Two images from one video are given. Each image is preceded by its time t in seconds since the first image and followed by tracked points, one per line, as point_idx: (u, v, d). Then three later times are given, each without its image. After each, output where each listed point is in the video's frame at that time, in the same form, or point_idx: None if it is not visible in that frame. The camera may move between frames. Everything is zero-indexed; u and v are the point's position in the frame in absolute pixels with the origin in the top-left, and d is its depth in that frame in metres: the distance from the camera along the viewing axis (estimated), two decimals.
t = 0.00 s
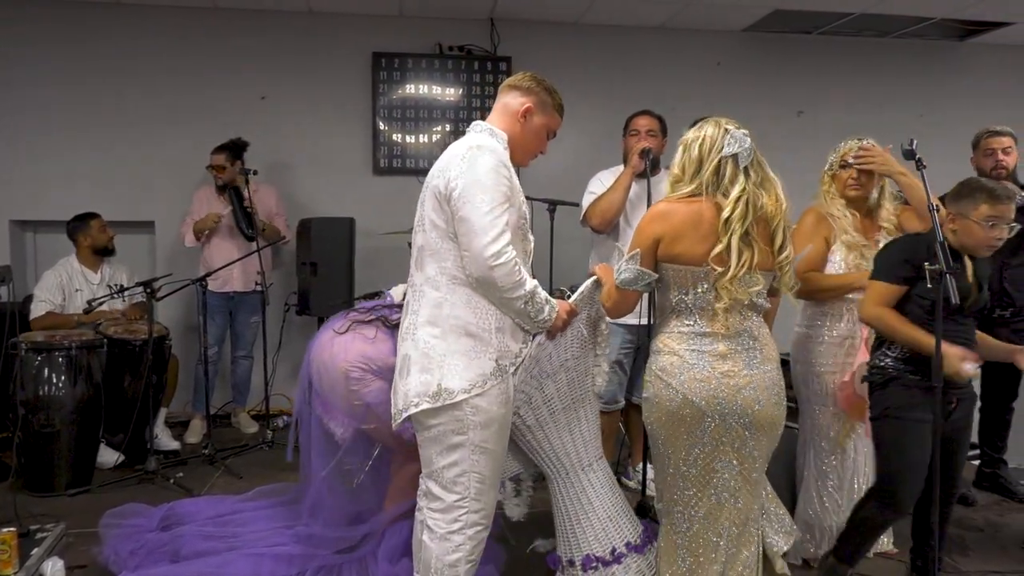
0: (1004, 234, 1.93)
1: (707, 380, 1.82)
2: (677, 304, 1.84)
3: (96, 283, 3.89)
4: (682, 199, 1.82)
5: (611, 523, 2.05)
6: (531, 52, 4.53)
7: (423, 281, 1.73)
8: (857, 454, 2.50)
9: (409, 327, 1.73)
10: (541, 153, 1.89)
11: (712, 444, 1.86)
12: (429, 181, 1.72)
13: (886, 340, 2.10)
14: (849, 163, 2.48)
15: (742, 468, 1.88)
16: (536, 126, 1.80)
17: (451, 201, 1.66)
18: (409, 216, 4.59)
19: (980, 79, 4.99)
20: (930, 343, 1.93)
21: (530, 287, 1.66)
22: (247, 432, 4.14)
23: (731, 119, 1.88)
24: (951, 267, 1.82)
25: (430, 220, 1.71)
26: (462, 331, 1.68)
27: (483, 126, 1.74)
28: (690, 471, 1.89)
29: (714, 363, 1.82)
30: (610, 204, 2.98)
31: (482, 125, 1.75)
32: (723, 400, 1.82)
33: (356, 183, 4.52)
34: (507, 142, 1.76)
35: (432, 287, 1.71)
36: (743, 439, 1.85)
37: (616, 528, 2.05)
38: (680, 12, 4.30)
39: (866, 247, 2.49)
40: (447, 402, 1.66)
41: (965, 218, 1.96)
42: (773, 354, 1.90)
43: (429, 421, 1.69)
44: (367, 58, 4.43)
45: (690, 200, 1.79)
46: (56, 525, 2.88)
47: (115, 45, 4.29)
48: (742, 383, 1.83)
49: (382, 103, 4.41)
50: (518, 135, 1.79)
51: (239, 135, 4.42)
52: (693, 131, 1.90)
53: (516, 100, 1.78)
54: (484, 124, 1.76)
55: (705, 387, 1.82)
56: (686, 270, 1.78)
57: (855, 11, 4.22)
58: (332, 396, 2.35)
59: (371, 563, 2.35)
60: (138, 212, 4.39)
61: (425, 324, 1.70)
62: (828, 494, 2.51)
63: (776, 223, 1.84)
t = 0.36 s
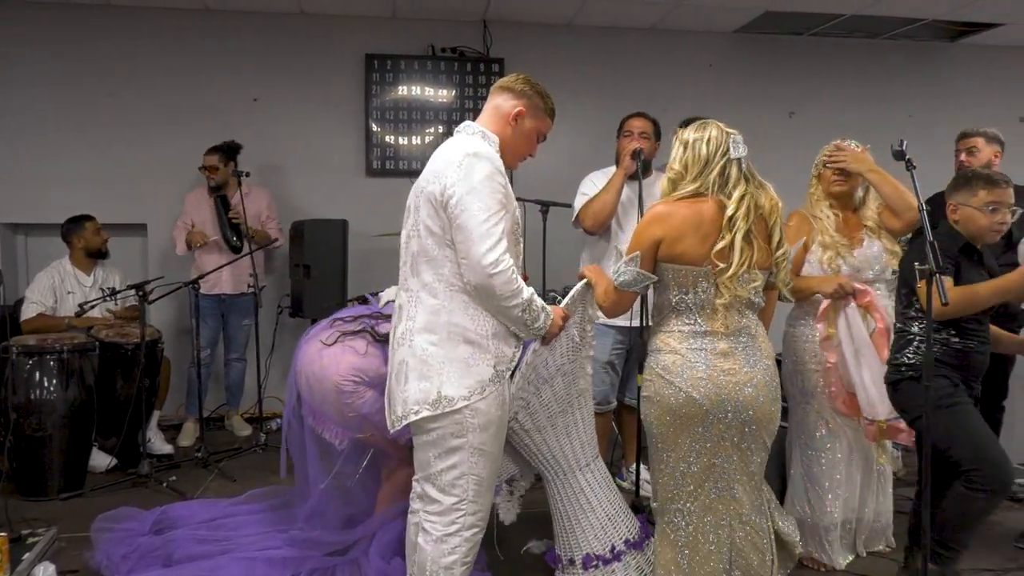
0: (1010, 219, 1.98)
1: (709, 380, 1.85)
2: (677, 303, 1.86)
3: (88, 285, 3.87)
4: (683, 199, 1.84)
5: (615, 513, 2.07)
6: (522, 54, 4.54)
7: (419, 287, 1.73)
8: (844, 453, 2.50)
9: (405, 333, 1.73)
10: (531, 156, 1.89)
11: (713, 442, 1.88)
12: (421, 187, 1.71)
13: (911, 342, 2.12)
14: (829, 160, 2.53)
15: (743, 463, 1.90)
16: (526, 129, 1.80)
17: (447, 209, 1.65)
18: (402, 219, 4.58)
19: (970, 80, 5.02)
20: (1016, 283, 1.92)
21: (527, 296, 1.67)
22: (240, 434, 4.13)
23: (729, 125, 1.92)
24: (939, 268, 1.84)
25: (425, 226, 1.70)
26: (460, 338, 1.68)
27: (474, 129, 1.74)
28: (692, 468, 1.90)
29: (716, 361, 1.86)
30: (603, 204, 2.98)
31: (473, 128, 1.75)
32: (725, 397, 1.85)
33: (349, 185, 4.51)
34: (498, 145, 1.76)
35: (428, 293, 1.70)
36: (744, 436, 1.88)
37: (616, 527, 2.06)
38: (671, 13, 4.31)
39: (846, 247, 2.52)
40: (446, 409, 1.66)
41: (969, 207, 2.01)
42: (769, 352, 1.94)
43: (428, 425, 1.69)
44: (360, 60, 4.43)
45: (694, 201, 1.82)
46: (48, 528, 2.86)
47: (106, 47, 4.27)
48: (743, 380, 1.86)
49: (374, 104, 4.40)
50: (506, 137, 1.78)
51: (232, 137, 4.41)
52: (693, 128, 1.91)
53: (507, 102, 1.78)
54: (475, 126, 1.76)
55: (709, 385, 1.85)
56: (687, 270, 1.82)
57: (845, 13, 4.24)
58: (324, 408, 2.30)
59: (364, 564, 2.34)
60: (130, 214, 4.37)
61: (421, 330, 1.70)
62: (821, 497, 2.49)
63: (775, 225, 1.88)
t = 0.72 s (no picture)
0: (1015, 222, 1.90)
1: (726, 377, 1.88)
2: (693, 302, 1.88)
3: (72, 288, 3.83)
4: (697, 200, 1.86)
5: (606, 533, 2.06)
6: (508, 55, 4.54)
7: (397, 293, 1.72)
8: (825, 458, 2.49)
9: (385, 339, 1.72)
10: (511, 153, 1.87)
11: (729, 438, 1.90)
12: (394, 196, 1.70)
13: (948, 357, 1.95)
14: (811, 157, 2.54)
15: (754, 459, 1.94)
16: (500, 127, 1.78)
17: (420, 216, 1.64)
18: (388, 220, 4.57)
19: (950, 81, 5.07)
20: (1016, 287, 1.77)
21: (524, 292, 1.66)
22: (227, 438, 4.11)
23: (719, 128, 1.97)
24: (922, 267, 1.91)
25: (401, 233, 1.69)
26: (435, 342, 1.67)
27: (449, 131, 1.73)
28: (706, 462, 1.92)
29: (733, 359, 1.90)
30: (588, 204, 2.98)
31: (449, 129, 1.74)
32: (744, 394, 1.88)
33: (334, 187, 4.49)
34: (473, 146, 1.74)
35: (406, 300, 1.70)
36: (757, 433, 1.92)
37: (600, 544, 2.06)
38: (656, 15, 4.33)
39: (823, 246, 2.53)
40: (425, 415, 1.65)
41: (974, 210, 1.92)
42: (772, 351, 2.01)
43: (430, 424, 1.67)
44: (345, 62, 4.42)
45: (709, 202, 1.85)
46: (31, 535, 2.84)
47: (88, 48, 4.23)
48: (758, 377, 1.91)
49: (359, 105, 4.39)
50: (482, 138, 1.77)
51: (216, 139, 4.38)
52: (692, 132, 1.95)
53: (481, 102, 1.76)
54: (449, 128, 1.74)
55: (729, 381, 1.88)
56: (704, 270, 1.85)
57: (828, 14, 4.27)
58: (311, 385, 2.31)
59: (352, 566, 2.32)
60: (113, 217, 4.34)
61: (399, 336, 1.69)
62: (802, 498, 2.51)
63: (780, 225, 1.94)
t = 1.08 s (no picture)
0: None
1: (735, 372, 1.90)
2: (695, 301, 1.90)
3: (50, 291, 3.78)
4: (689, 200, 1.88)
5: (590, 538, 2.07)
6: (491, 56, 4.54)
7: (401, 292, 1.71)
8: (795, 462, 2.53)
9: (388, 339, 1.71)
10: (516, 152, 1.87)
11: (731, 438, 1.92)
12: (400, 191, 1.69)
13: (954, 356, 1.90)
14: (787, 158, 2.56)
15: (751, 457, 1.98)
16: (506, 127, 1.77)
17: (428, 214, 1.63)
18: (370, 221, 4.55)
19: (928, 83, 5.14)
20: None
21: (526, 293, 1.67)
22: (208, 441, 4.07)
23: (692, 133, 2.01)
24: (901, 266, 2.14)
25: (407, 231, 1.67)
26: (442, 342, 1.66)
27: (455, 129, 1.72)
28: (706, 463, 1.93)
29: (739, 357, 1.93)
30: (570, 205, 2.97)
31: (455, 127, 1.73)
32: (749, 392, 1.91)
33: (317, 188, 4.47)
34: (479, 145, 1.74)
35: (410, 298, 1.68)
36: (756, 431, 1.96)
37: (585, 549, 2.06)
38: (639, 16, 4.34)
39: (796, 248, 2.56)
40: (429, 417, 1.63)
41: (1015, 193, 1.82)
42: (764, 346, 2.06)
43: (425, 430, 1.66)
44: (327, 62, 4.39)
45: (702, 203, 1.88)
46: (9, 542, 2.80)
47: (65, 48, 4.18)
48: (761, 373, 1.95)
49: (342, 106, 4.36)
50: (488, 137, 1.77)
51: (196, 139, 4.34)
52: (669, 140, 1.98)
53: (487, 100, 1.76)
54: (455, 126, 1.74)
55: (736, 379, 1.90)
56: (708, 267, 1.87)
57: (808, 17, 4.31)
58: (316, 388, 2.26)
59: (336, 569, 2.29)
60: (91, 218, 4.28)
61: (402, 335, 1.67)
62: (777, 498, 2.53)
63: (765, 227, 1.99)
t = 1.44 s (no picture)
0: None
1: (722, 370, 1.91)
2: (679, 301, 1.91)
3: (28, 292, 3.74)
4: (670, 200, 1.89)
5: (570, 531, 2.08)
6: (476, 56, 4.54)
7: (398, 288, 1.69)
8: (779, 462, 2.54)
9: (384, 335, 1.69)
10: (513, 155, 1.87)
11: (716, 437, 1.94)
12: (400, 185, 1.68)
13: (952, 343, 1.83)
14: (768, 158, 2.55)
15: (734, 457, 1.99)
16: (507, 129, 1.77)
17: (429, 209, 1.62)
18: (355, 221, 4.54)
19: (908, 85, 5.19)
20: (994, 158, 1.60)
21: (521, 295, 1.67)
22: (190, 442, 4.04)
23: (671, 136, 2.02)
24: (884, 268, 2.17)
25: (406, 226, 1.66)
26: (441, 340, 1.65)
27: (454, 126, 1.71)
28: (692, 463, 1.94)
29: (723, 355, 1.94)
30: (555, 205, 2.95)
31: (453, 124, 1.72)
32: (735, 391, 1.92)
33: (301, 187, 4.45)
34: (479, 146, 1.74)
35: (408, 295, 1.67)
36: (739, 429, 1.98)
37: (566, 544, 2.07)
38: (623, 17, 4.35)
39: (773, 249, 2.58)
40: (427, 416, 1.62)
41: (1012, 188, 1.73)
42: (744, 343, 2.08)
43: (419, 431, 1.65)
44: (311, 62, 4.37)
45: (682, 203, 1.88)
46: None
47: (45, 45, 4.13)
48: (744, 371, 1.96)
49: (326, 105, 4.34)
50: (488, 138, 1.76)
51: (178, 138, 4.30)
52: (646, 143, 1.99)
53: (487, 102, 1.75)
54: (454, 123, 1.73)
55: (722, 378, 1.91)
56: (692, 267, 1.88)
57: (791, 18, 4.33)
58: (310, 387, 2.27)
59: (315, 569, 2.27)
60: (72, 217, 4.23)
61: (400, 333, 1.66)
62: (758, 498, 2.55)
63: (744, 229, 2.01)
